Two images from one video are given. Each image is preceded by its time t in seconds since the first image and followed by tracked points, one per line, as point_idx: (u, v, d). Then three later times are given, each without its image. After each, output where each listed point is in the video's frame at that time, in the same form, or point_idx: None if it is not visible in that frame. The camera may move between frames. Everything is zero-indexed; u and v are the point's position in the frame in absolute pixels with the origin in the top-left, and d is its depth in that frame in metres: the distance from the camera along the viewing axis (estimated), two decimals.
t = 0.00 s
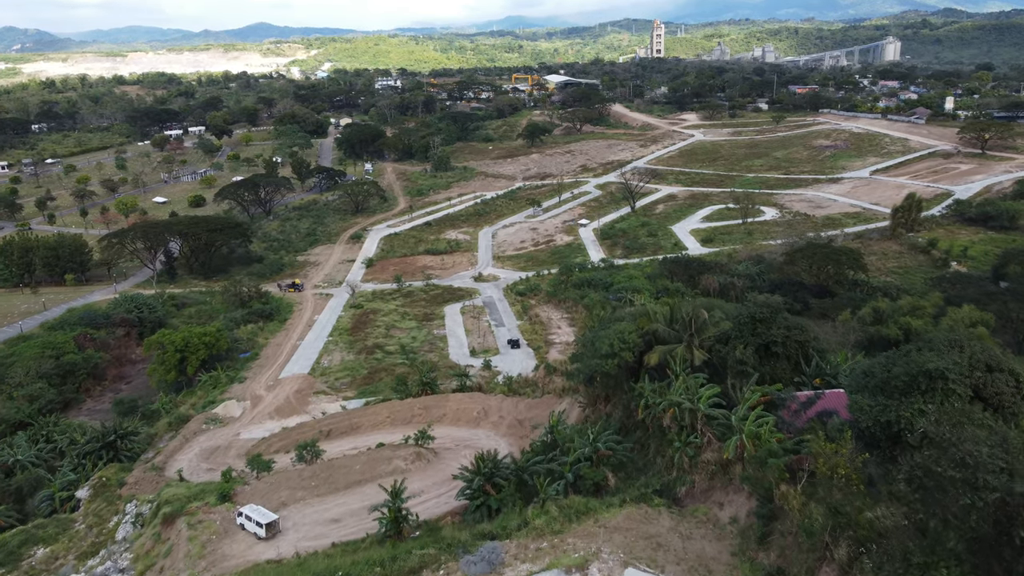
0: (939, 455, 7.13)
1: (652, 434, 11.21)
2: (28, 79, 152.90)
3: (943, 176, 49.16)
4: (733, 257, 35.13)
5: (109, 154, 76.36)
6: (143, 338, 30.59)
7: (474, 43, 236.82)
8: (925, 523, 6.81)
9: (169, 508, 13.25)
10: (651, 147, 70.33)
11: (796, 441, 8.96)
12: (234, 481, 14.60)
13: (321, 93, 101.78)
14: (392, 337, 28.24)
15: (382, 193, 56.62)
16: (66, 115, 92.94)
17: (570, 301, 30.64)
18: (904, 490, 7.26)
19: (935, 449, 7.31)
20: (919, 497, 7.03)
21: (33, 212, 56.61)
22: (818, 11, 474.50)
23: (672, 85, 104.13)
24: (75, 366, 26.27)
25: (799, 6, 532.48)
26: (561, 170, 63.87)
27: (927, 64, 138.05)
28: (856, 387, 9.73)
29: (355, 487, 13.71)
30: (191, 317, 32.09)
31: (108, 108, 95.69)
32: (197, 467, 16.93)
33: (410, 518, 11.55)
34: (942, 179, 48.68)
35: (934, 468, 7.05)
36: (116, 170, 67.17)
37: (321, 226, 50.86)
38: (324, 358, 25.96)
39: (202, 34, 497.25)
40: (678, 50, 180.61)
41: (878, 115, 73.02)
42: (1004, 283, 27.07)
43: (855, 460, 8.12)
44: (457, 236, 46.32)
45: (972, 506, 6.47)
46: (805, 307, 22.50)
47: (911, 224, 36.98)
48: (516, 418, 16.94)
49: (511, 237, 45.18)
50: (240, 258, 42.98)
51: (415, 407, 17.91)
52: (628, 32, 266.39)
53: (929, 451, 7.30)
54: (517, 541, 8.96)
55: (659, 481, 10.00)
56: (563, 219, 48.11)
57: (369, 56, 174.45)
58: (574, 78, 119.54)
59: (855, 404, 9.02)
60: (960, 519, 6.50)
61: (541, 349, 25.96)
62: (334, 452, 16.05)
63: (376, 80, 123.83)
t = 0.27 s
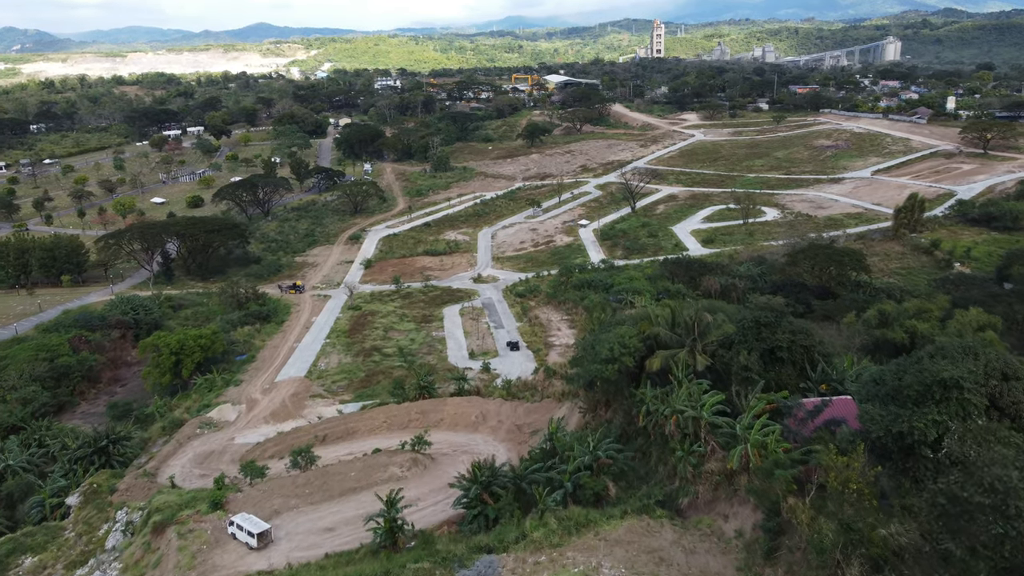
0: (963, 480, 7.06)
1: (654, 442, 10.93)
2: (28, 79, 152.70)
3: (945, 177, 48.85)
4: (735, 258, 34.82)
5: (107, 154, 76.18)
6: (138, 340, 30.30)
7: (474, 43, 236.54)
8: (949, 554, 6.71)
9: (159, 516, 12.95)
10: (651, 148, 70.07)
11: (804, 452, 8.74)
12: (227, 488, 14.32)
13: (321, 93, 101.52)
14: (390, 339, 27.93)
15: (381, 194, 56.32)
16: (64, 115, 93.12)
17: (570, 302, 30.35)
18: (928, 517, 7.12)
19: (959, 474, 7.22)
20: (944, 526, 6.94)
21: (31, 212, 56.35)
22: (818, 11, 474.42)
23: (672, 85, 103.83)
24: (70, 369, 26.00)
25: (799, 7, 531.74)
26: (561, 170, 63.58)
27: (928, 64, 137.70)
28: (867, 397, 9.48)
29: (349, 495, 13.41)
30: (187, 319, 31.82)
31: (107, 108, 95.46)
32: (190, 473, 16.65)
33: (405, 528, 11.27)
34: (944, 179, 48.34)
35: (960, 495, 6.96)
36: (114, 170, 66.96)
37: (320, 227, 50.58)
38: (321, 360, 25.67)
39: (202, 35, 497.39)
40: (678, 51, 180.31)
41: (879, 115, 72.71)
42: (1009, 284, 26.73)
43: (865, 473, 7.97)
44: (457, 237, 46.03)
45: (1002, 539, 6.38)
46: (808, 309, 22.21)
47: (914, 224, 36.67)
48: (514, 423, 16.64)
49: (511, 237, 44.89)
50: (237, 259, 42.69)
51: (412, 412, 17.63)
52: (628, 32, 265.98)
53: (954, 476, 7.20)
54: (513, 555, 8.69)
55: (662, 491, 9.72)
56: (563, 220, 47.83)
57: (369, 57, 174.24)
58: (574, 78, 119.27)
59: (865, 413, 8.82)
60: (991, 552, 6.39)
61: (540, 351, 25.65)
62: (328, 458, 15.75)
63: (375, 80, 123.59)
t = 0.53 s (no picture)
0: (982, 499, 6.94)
1: (656, 450, 10.65)
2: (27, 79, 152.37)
3: (947, 177, 48.55)
4: (736, 259, 34.52)
5: (105, 154, 75.87)
6: (134, 342, 29.97)
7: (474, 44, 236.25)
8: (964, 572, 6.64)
9: (148, 525, 12.64)
10: (651, 148, 69.76)
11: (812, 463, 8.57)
12: (219, 495, 14.02)
13: (320, 93, 101.21)
14: (388, 342, 27.63)
15: (380, 194, 56.00)
16: (63, 116, 92.92)
17: (570, 304, 30.05)
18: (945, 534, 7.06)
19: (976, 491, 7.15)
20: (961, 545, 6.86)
21: (28, 213, 56.02)
22: (818, 11, 474.15)
23: (672, 85, 103.50)
24: (64, 372, 25.69)
25: (799, 7, 531.49)
26: (560, 171, 63.24)
27: (928, 64, 137.34)
28: (877, 406, 9.40)
29: (344, 503, 13.12)
30: (183, 321, 31.53)
31: (106, 108, 95.14)
32: (182, 479, 16.36)
33: (401, 538, 10.98)
34: (946, 179, 48.03)
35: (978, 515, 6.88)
36: (112, 170, 66.66)
37: (318, 228, 50.27)
38: (318, 363, 25.36)
39: (202, 35, 497.34)
40: (678, 51, 179.98)
41: (880, 115, 72.37)
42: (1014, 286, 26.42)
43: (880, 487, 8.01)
44: (456, 238, 45.72)
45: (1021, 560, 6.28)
46: (811, 311, 21.91)
47: (916, 225, 36.34)
48: (513, 429, 16.35)
49: (510, 238, 44.57)
50: (235, 260, 42.37)
51: (410, 416, 17.33)
52: (627, 32, 265.53)
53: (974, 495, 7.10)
54: (510, 569, 8.41)
55: (664, 501, 9.45)
56: (562, 220, 47.51)
57: (369, 57, 173.92)
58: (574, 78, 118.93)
59: (877, 423, 8.75)
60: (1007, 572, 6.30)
61: (540, 354, 25.33)
62: (323, 464, 15.46)
63: (375, 80, 123.26)
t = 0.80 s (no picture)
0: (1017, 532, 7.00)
1: (658, 458, 10.43)
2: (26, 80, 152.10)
3: (949, 177, 48.27)
4: (737, 260, 34.23)
5: (103, 154, 75.58)
6: (129, 344, 29.65)
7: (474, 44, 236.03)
8: None
9: (137, 535, 12.32)
10: (651, 148, 69.47)
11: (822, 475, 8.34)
12: (211, 503, 13.72)
13: (319, 93, 100.91)
14: (386, 344, 27.32)
15: (379, 195, 55.71)
16: (61, 116, 92.72)
17: (570, 305, 29.75)
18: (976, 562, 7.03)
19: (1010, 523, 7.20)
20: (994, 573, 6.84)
21: (25, 213, 55.71)
22: (818, 11, 474.24)
23: (672, 85, 103.20)
24: (58, 375, 25.36)
25: (799, 7, 531.27)
26: (560, 171, 62.94)
27: (928, 64, 137.04)
28: (889, 416, 9.30)
29: (339, 512, 12.83)
30: (179, 323, 31.23)
31: (104, 108, 94.81)
32: (174, 485, 16.06)
33: (395, 548, 10.71)
34: (948, 180, 47.76)
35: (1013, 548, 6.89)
36: (110, 171, 66.38)
37: (316, 228, 49.96)
38: (315, 366, 25.06)
39: (202, 35, 497.45)
40: (678, 51, 179.72)
41: (881, 115, 72.07)
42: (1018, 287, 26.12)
43: (896, 504, 7.77)
44: (455, 239, 45.42)
45: None
46: (815, 313, 21.62)
47: (919, 225, 36.03)
48: (511, 434, 16.05)
49: (510, 239, 44.26)
50: (232, 261, 42.07)
51: (406, 421, 17.05)
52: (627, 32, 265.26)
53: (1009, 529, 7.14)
54: None
55: (667, 513, 9.19)
56: (562, 221, 47.21)
57: (368, 57, 173.65)
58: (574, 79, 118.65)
59: (890, 434, 8.54)
60: None
61: (539, 356, 25.03)
62: (318, 471, 15.18)
63: (374, 80, 122.97)
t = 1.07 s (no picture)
0: None
1: (659, 467, 10.16)
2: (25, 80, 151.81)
3: (951, 177, 47.97)
4: (738, 261, 33.93)
5: (101, 155, 75.30)
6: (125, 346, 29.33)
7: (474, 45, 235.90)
8: None
9: (126, 545, 12.02)
10: (651, 148, 69.19)
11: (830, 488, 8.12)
12: (202, 512, 13.43)
13: (318, 94, 100.64)
14: (383, 346, 27.01)
15: (378, 195, 55.41)
16: (59, 116, 92.51)
17: (569, 307, 29.45)
18: None
19: None
20: None
21: (22, 214, 55.41)
22: (818, 11, 474.70)
23: (672, 85, 102.94)
24: (52, 378, 25.07)
25: (799, 7, 531.28)
26: (560, 171, 62.65)
27: (929, 64, 136.79)
28: (901, 427, 9.02)
29: (333, 520, 12.53)
30: (176, 325, 30.95)
31: (103, 108, 94.52)
32: (167, 492, 15.78)
33: (389, 560, 10.43)
34: (950, 180, 47.48)
35: None
36: (108, 171, 66.10)
37: (315, 229, 49.66)
38: (312, 369, 24.78)
39: (202, 36, 497.45)
40: (678, 51, 179.54)
41: (882, 115, 71.78)
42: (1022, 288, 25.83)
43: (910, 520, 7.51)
44: (454, 239, 45.13)
45: None
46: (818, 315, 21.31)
47: (922, 226, 35.70)
48: (510, 439, 15.74)
49: (509, 240, 43.97)
50: (230, 262, 41.76)
51: (403, 426, 16.75)
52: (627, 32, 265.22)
53: None
54: None
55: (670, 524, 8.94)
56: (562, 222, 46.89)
57: (368, 57, 173.40)
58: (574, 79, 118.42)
59: (904, 447, 8.27)
60: None
61: (538, 359, 24.73)
62: (313, 478, 14.91)
63: (374, 80, 122.72)
